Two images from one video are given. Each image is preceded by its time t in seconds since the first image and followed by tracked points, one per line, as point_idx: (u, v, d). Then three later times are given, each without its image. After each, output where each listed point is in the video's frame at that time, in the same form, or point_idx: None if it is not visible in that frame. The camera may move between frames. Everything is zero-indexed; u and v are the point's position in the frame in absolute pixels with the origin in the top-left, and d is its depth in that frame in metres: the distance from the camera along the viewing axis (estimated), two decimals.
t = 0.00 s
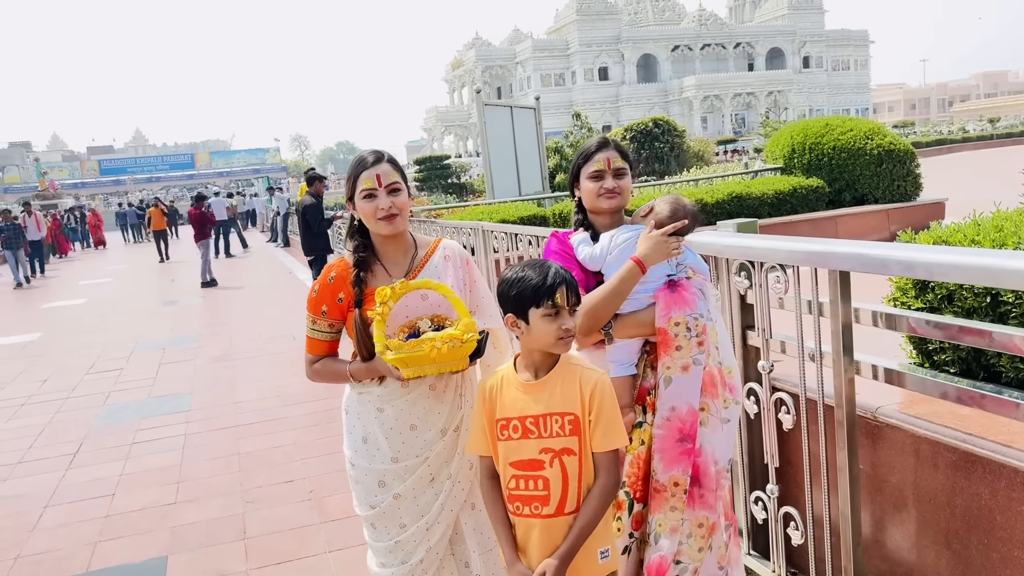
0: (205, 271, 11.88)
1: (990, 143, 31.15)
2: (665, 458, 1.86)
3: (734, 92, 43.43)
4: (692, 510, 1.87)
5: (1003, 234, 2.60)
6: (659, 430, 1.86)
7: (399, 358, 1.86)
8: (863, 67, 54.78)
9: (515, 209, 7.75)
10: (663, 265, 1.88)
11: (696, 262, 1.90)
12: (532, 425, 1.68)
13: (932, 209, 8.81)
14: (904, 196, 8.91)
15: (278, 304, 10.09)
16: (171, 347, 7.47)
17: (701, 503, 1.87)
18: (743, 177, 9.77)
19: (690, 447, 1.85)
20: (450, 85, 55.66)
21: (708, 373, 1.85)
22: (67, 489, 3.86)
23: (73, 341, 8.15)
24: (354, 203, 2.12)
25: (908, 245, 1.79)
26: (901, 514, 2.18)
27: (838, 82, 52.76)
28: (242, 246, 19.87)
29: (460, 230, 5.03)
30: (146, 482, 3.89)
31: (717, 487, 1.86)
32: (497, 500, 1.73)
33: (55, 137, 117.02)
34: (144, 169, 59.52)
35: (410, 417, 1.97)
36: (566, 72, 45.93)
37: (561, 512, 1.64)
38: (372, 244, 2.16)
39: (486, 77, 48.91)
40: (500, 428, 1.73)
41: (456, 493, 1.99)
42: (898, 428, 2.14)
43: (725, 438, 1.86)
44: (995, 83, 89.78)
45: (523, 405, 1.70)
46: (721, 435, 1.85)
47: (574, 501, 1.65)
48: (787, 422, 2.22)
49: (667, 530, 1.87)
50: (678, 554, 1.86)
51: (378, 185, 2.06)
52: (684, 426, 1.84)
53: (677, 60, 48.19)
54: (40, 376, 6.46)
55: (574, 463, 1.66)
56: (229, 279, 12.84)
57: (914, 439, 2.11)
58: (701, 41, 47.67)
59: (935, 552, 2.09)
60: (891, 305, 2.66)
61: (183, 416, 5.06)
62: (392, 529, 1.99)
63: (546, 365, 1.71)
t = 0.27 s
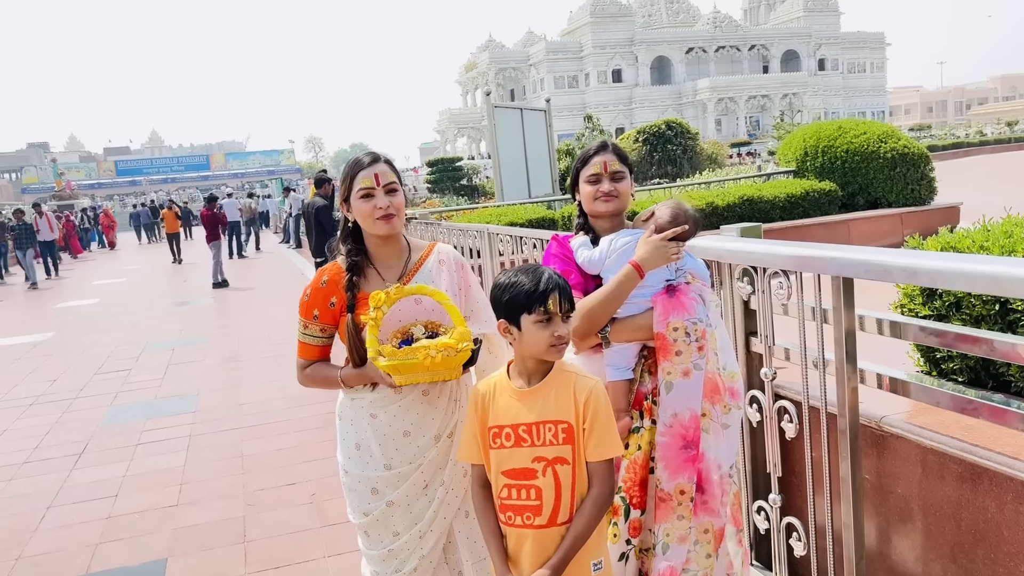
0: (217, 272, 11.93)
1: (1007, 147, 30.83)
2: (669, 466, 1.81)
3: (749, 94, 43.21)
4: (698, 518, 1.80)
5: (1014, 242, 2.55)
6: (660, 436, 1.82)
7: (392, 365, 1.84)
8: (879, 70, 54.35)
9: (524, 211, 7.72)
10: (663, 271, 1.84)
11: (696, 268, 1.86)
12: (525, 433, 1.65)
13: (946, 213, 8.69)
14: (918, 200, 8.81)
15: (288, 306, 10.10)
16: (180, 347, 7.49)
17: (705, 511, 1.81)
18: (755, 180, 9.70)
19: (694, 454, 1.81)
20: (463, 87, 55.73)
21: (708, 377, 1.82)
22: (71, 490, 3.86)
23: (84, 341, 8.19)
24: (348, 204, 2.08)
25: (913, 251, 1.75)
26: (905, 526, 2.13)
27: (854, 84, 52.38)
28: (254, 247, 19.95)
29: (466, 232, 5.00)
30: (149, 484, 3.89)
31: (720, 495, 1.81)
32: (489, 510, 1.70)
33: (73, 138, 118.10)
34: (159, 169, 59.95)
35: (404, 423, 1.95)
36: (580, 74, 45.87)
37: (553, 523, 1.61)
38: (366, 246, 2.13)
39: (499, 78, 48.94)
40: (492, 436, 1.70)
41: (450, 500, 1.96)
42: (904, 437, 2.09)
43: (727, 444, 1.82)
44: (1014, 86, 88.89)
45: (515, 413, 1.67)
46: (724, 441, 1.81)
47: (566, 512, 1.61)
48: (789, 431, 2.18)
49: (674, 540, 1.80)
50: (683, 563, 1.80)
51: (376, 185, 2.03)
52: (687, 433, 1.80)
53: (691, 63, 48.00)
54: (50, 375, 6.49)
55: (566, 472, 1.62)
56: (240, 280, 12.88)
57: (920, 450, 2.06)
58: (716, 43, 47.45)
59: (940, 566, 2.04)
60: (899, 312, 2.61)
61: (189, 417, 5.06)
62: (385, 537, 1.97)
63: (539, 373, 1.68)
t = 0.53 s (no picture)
0: (230, 273, 11.99)
1: None
2: (667, 473, 1.79)
3: (765, 97, 42.95)
4: (695, 525, 1.78)
5: None
6: (659, 443, 1.80)
7: (392, 370, 1.81)
8: (898, 73, 53.88)
9: (534, 214, 7.69)
10: (659, 276, 1.82)
11: (693, 275, 1.82)
12: (522, 440, 1.62)
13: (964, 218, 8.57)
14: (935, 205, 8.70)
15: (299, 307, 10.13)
16: (191, 348, 7.52)
17: (703, 518, 1.79)
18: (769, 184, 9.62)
19: (692, 461, 1.79)
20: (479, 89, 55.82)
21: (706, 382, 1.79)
22: (77, 490, 3.87)
23: (97, 341, 8.26)
24: (345, 206, 2.07)
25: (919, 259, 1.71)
26: (911, 538, 2.08)
27: (872, 87, 51.94)
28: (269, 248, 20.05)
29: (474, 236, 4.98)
30: (155, 485, 3.89)
31: (719, 502, 1.78)
32: (484, 518, 1.68)
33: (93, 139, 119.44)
34: (177, 170, 60.46)
35: (401, 429, 1.93)
36: (595, 76, 45.82)
37: (549, 533, 1.58)
38: (360, 250, 2.11)
39: (515, 80, 48.97)
40: (489, 442, 1.67)
41: (446, 506, 1.94)
42: (911, 449, 2.04)
43: (726, 451, 1.79)
44: None
45: (513, 419, 1.64)
46: (722, 447, 1.79)
47: (562, 522, 1.59)
48: (794, 441, 2.14)
49: (672, 548, 1.79)
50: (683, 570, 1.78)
51: (375, 187, 2.02)
52: (684, 439, 1.78)
53: (708, 65, 47.80)
54: (62, 375, 6.54)
55: (563, 481, 1.60)
56: (253, 281, 12.94)
57: (927, 462, 2.01)
58: (733, 46, 47.23)
59: None
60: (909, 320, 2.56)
61: (197, 418, 5.07)
62: (380, 544, 1.95)
63: (538, 379, 1.65)
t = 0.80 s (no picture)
0: (247, 274, 12.08)
1: None
2: (663, 478, 1.79)
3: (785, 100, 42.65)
4: (695, 531, 1.80)
5: None
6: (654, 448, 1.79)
7: (407, 371, 1.81)
8: (921, 76, 53.32)
9: (548, 217, 7.69)
10: (655, 281, 1.81)
11: (688, 279, 1.82)
12: (520, 442, 1.62)
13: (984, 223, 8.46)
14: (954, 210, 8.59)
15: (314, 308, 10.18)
16: (207, 348, 7.59)
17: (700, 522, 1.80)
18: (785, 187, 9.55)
19: (688, 466, 1.78)
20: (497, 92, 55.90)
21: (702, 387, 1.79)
22: (89, 488, 3.91)
23: (115, 340, 8.34)
24: (347, 209, 2.07)
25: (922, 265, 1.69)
26: (917, 548, 2.05)
27: (894, 90, 51.42)
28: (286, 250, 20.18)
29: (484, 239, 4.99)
30: (166, 484, 3.93)
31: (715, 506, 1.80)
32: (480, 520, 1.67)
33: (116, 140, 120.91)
34: (198, 172, 61.03)
35: (400, 431, 1.94)
36: (613, 79, 45.73)
37: (543, 536, 1.57)
38: (359, 254, 2.12)
39: (533, 83, 49.00)
40: (488, 444, 1.67)
41: (442, 508, 1.95)
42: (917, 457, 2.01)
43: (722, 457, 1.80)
44: None
45: (512, 421, 1.64)
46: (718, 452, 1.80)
47: (557, 526, 1.58)
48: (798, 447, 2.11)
49: (670, 553, 1.78)
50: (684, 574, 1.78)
51: (379, 190, 2.04)
52: (681, 444, 1.78)
53: (727, 68, 47.54)
54: (79, 374, 6.61)
55: (559, 485, 1.59)
56: (270, 282, 13.03)
57: (933, 471, 1.98)
58: (753, 48, 46.94)
59: None
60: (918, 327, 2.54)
61: (210, 418, 5.11)
62: (376, 547, 1.95)
63: (535, 384, 1.64)
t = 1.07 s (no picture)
0: (266, 275, 12.19)
1: None
2: (657, 488, 1.80)
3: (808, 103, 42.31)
4: (689, 538, 1.81)
5: None
6: (645, 458, 1.81)
7: (415, 370, 1.83)
8: (947, 79, 52.67)
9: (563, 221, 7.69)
10: (643, 292, 1.81)
11: (680, 290, 1.83)
12: (517, 447, 1.64)
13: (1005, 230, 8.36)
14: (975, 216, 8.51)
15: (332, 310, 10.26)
16: (226, 349, 7.68)
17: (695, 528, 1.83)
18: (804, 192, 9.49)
19: (680, 474, 1.80)
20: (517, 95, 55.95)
21: (691, 396, 1.80)
22: (105, 487, 3.98)
23: (137, 340, 8.46)
24: (353, 216, 2.10)
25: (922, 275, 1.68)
26: (919, 560, 2.04)
27: (919, 94, 50.83)
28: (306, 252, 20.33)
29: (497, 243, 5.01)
30: (180, 484, 3.98)
31: (710, 513, 1.82)
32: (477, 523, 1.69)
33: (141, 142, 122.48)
34: (222, 173, 61.65)
35: (402, 434, 1.96)
36: (634, 82, 45.62)
37: (537, 541, 1.59)
38: (363, 260, 2.14)
39: (553, 86, 48.98)
40: (487, 447, 1.69)
41: (443, 512, 1.97)
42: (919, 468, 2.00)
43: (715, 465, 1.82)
44: None
45: (511, 426, 1.66)
46: (712, 460, 1.82)
47: (551, 532, 1.59)
48: (801, 456, 2.11)
49: (669, 560, 1.82)
50: None
51: (384, 199, 2.06)
52: (671, 453, 1.79)
53: (750, 71, 47.23)
54: (99, 374, 6.71)
55: (554, 491, 1.60)
56: (290, 284, 13.15)
57: (936, 482, 1.97)
58: (776, 52, 46.58)
59: None
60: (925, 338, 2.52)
61: (225, 419, 5.17)
62: (378, 549, 1.97)
63: (533, 390, 1.65)
